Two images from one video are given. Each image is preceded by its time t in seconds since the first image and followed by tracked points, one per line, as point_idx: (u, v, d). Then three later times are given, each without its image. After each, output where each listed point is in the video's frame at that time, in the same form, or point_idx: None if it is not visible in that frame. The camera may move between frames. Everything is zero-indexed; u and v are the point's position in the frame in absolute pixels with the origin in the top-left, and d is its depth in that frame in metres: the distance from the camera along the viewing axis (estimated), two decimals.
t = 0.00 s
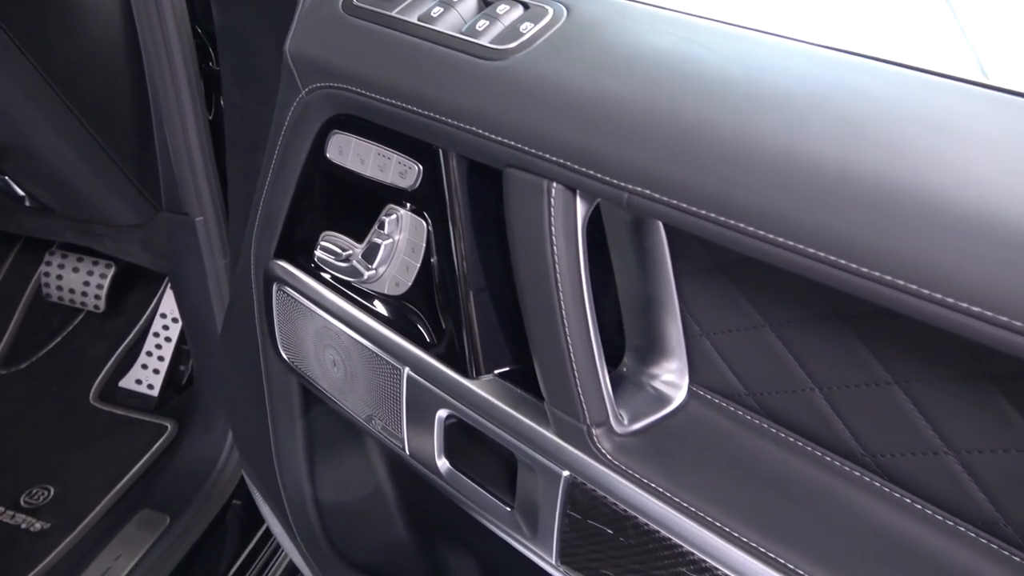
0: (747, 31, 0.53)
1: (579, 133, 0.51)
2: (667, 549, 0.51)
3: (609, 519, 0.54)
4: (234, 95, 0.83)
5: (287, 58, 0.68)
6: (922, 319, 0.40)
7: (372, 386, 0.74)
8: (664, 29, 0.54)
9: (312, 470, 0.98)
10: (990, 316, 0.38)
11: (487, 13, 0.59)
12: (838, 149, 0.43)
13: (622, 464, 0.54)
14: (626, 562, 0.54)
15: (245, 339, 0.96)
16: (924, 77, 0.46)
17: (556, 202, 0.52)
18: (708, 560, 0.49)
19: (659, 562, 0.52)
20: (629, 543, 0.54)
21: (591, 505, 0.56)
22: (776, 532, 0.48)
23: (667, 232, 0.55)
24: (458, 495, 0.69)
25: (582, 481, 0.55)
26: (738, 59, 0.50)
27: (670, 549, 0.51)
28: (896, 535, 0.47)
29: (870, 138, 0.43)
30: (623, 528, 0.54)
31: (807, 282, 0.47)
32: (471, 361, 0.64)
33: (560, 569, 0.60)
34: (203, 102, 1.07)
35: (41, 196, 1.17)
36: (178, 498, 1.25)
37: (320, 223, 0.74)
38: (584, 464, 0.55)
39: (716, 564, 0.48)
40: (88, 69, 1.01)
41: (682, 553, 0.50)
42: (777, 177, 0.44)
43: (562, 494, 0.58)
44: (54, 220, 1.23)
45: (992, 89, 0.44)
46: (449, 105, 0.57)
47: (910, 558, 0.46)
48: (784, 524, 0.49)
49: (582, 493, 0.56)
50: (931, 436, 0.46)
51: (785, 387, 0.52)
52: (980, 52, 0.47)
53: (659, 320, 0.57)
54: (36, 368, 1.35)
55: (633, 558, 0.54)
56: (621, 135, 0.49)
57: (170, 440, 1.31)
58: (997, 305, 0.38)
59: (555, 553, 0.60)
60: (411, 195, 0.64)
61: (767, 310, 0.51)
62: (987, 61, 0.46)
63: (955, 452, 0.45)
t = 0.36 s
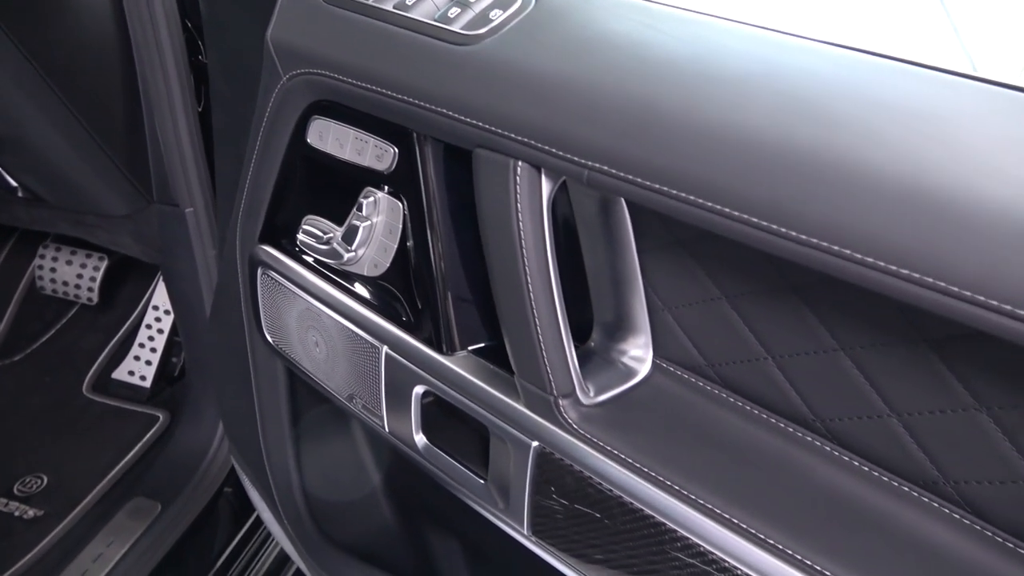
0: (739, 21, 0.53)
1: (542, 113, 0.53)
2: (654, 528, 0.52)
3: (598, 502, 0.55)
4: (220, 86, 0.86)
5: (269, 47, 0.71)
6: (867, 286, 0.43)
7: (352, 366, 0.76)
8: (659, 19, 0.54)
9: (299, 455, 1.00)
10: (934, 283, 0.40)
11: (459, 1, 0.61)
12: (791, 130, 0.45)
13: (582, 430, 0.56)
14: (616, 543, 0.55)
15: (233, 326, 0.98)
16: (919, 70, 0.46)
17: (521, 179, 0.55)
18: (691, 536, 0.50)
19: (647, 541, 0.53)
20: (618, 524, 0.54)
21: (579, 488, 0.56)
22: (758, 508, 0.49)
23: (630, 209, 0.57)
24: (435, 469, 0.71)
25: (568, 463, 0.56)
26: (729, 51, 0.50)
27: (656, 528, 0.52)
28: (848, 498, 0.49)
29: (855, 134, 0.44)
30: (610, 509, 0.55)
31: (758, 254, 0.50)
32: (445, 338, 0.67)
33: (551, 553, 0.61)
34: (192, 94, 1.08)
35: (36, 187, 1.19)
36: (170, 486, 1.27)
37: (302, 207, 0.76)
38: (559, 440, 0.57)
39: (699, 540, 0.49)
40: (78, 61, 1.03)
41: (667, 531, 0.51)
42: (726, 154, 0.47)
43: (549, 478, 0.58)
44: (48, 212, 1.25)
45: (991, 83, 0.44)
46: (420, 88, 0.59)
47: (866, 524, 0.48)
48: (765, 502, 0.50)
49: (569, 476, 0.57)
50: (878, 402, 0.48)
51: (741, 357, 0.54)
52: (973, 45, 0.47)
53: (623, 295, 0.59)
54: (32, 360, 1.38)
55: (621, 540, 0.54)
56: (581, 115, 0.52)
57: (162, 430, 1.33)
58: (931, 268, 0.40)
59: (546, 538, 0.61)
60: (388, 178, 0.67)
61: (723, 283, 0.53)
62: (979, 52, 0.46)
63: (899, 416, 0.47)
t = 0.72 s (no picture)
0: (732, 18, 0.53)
1: (511, 98, 0.55)
2: (642, 510, 0.54)
3: (588, 489, 0.57)
4: (208, 80, 0.88)
5: (252, 39, 0.73)
6: (832, 265, 0.45)
7: (336, 350, 0.78)
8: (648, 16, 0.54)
9: (287, 443, 1.02)
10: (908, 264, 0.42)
11: None
12: (749, 111, 0.47)
13: (553, 405, 0.58)
14: (606, 528, 0.57)
15: (222, 316, 1.00)
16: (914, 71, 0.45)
17: (492, 161, 0.57)
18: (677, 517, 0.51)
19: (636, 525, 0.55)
20: (606, 509, 0.56)
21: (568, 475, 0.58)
22: (739, 487, 0.51)
23: (599, 191, 0.59)
24: (415, 449, 0.73)
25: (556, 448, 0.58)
26: (725, 52, 0.50)
27: (644, 511, 0.54)
28: (807, 467, 0.51)
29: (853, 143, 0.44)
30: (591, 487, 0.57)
31: (718, 232, 0.52)
32: (424, 318, 0.68)
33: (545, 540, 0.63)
34: (182, 89, 1.10)
35: (29, 181, 1.21)
36: (162, 477, 1.29)
37: (286, 195, 0.78)
38: (535, 417, 0.59)
39: (684, 520, 0.51)
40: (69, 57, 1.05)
41: (655, 513, 0.53)
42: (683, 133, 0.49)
43: (538, 465, 0.60)
44: (40, 207, 1.27)
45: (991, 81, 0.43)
46: (397, 76, 0.61)
47: (828, 492, 0.50)
48: (744, 481, 0.51)
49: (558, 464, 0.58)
50: (830, 371, 0.50)
51: (703, 333, 0.57)
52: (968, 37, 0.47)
53: (591, 274, 0.61)
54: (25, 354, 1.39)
55: (611, 524, 0.56)
56: (548, 100, 0.54)
57: (154, 423, 1.35)
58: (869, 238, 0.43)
59: (538, 525, 0.62)
60: (367, 165, 0.69)
61: (685, 260, 0.55)
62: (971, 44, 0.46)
63: (850, 385, 0.49)
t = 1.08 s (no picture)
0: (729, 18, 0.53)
1: (484, 90, 0.57)
2: (630, 498, 0.55)
3: (577, 480, 0.58)
4: (198, 77, 0.90)
5: (239, 36, 0.75)
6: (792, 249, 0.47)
7: (321, 339, 0.80)
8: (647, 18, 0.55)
9: (277, 435, 1.04)
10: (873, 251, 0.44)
11: None
12: (712, 101, 0.49)
13: (526, 387, 0.61)
14: (596, 518, 0.58)
15: (212, 310, 1.02)
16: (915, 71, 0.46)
17: (466, 151, 0.59)
18: (665, 505, 0.52)
19: (625, 513, 0.56)
20: (596, 499, 0.58)
21: (559, 467, 0.60)
22: (723, 474, 0.52)
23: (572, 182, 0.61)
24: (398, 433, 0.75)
25: (545, 438, 0.59)
26: (721, 53, 0.51)
27: (633, 498, 0.55)
28: (769, 443, 0.53)
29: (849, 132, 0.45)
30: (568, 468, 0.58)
31: (681, 218, 0.54)
32: (405, 307, 0.71)
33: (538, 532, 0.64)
34: (175, 88, 1.13)
35: (24, 179, 1.23)
36: (156, 471, 1.30)
37: (273, 188, 0.80)
38: (512, 400, 0.61)
39: (672, 508, 0.52)
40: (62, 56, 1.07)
41: (643, 502, 0.54)
42: (647, 122, 0.51)
43: (528, 458, 0.61)
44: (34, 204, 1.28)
45: (994, 83, 0.44)
46: (377, 70, 0.64)
47: (789, 467, 0.52)
48: (727, 468, 0.52)
49: (548, 456, 0.60)
50: (789, 350, 0.52)
51: (669, 316, 0.59)
52: (969, 38, 0.47)
53: (563, 260, 0.63)
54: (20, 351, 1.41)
55: (601, 514, 0.57)
56: (520, 91, 0.56)
57: (145, 421, 1.37)
58: (818, 220, 0.45)
59: (531, 517, 0.64)
60: (350, 157, 0.71)
61: (651, 245, 0.57)
62: (975, 45, 0.46)
63: (807, 363, 0.51)
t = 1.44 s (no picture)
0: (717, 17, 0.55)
1: (457, 84, 0.60)
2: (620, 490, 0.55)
3: (568, 474, 0.59)
4: (188, 76, 0.93)
5: (225, 35, 0.77)
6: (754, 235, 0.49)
7: (305, 329, 0.82)
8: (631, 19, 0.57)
9: (266, 428, 1.05)
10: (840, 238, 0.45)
11: None
12: (674, 94, 0.51)
13: (496, 368, 0.63)
14: (588, 513, 0.58)
15: (202, 304, 1.04)
16: (893, 74, 0.47)
17: (439, 144, 0.61)
18: (656, 498, 0.53)
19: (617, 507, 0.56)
20: (587, 492, 0.58)
21: (550, 460, 0.60)
22: (710, 466, 0.53)
23: (543, 173, 0.63)
24: (380, 421, 0.78)
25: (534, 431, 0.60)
26: (703, 51, 0.53)
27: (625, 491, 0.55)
28: (731, 423, 0.55)
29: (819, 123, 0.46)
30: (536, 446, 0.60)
31: (644, 206, 0.56)
32: (386, 296, 0.73)
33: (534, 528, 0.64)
34: (167, 88, 1.15)
35: (19, 179, 1.25)
36: (149, 466, 1.32)
37: (259, 183, 0.82)
38: (482, 380, 0.63)
39: (661, 499, 0.53)
40: (56, 57, 1.10)
41: (633, 493, 0.55)
42: (609, 113, 0.53)
43: (520, 453, 0.62)
44: (28, 203, 1.31)
45: (974, 83, 0.45)
46: (356, 66, 0.66)
47: (745, 444, 0.54)
48: (717, 460, 0.53)
49: (538, 449, 0.60)
50: (746, 332, 0.54)
51: (634, 301, 0.61)
52: (963, 39, 0.48)
53: (534, 248, 0.66)
54: (17, 349, 1.43)
55: (593, 507, 0.58)
56: (491, 85, 0.58)
57: (141, 415, 1.38)
58: (767, 204, 0.47)
59: (526, 512, 0.64)
60: (331, 151, 0.73)
61: (616, 232, 0.60)
62: (966, 46, 0.47)
63: (762, 343, 0.54)
